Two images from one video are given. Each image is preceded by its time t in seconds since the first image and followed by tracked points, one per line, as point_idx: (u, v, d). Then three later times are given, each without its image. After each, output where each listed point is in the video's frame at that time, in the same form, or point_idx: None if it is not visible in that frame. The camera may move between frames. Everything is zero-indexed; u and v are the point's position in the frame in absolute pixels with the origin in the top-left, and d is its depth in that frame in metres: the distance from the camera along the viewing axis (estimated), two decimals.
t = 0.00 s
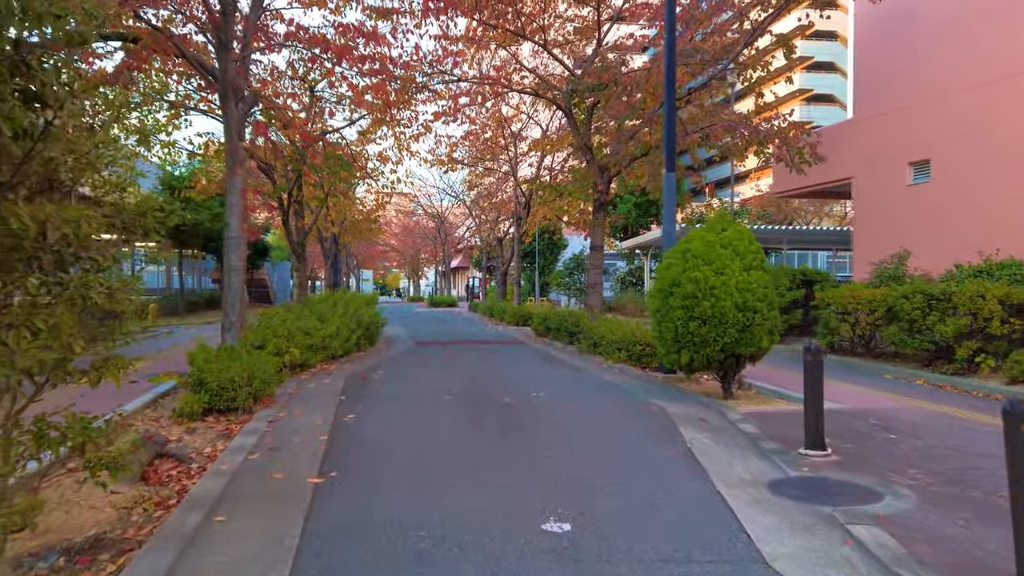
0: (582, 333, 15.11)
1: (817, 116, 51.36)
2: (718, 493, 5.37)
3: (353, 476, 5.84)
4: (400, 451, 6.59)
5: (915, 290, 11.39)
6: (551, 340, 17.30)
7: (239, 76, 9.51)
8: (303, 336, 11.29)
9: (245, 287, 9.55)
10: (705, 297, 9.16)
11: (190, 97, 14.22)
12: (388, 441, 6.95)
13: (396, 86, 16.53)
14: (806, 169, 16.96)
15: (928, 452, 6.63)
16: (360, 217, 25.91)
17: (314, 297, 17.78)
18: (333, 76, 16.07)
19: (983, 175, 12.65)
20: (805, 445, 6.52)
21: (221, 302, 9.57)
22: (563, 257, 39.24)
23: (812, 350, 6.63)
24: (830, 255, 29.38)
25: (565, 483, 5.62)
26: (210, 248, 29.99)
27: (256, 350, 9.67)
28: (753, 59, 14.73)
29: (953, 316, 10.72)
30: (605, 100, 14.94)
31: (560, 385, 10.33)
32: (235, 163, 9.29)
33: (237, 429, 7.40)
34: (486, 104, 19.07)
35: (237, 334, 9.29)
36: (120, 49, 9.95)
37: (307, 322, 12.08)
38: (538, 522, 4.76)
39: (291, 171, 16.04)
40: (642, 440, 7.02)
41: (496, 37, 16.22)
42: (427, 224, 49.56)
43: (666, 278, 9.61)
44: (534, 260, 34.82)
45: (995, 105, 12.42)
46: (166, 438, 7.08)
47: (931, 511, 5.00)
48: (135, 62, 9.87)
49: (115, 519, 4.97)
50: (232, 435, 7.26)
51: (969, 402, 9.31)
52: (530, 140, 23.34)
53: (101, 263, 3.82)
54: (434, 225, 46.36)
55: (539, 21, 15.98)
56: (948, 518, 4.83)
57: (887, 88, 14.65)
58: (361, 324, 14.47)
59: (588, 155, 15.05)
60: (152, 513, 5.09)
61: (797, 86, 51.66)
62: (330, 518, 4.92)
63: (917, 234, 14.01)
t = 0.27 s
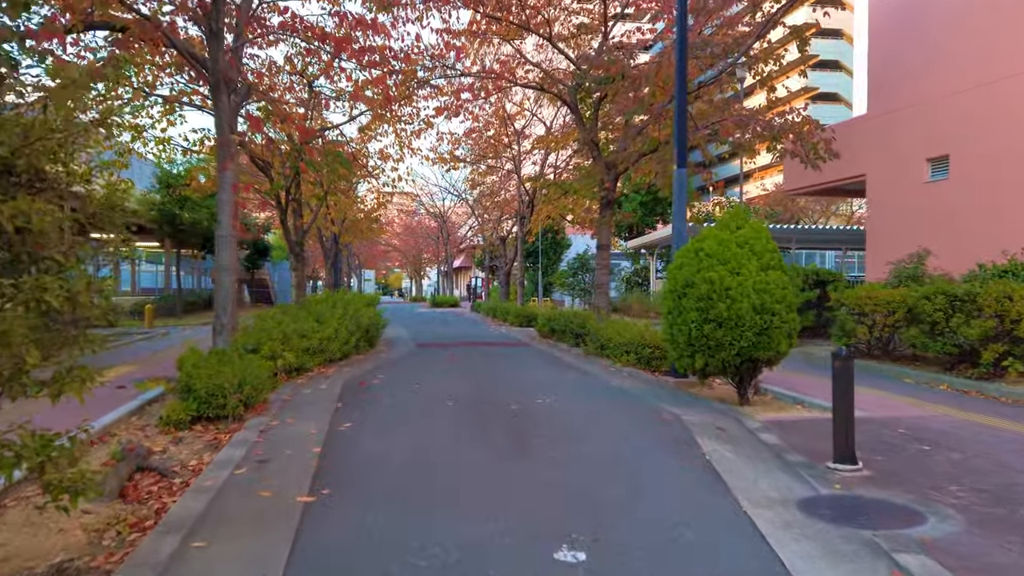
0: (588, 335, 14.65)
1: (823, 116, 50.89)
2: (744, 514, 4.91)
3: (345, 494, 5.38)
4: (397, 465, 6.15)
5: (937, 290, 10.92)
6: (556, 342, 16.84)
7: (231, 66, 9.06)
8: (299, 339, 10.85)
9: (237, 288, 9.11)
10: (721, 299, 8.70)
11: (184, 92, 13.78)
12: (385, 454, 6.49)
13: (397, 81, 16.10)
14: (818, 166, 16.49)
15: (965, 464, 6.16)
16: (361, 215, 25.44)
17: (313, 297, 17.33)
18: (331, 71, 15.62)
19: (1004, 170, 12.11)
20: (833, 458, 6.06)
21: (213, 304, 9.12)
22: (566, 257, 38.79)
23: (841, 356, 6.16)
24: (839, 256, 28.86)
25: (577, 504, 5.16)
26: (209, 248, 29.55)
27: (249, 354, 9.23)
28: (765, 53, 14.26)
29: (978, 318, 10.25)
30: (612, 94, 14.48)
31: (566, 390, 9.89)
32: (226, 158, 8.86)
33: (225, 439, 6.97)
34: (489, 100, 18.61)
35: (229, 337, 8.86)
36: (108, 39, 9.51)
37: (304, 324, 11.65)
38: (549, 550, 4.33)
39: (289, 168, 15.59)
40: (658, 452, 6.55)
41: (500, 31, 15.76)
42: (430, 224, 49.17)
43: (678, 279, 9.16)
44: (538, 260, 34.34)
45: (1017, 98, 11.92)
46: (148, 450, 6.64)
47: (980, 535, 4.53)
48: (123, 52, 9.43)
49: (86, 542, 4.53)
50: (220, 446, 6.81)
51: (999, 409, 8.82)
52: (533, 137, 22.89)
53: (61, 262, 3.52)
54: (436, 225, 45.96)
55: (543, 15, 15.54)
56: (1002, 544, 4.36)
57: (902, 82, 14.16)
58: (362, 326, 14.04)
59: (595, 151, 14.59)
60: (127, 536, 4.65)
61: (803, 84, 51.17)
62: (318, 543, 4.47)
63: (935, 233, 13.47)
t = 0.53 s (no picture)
0: (597, 336, 14.21)
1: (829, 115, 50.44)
2: (782, 537, 4.47)
3: (345, 512, 4.95)
4: (401, 478, 5.72)
5: (963, 290, 10.50)
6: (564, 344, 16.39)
7: (226, 56, 8.65)
8: (298, 342, 10.42)
9: (232, 288, 8.69)
10: (741, 300, 8.25)
11: (180, 86, 13.35)
12: (388, 466, 6.06)
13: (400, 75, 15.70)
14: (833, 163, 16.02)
15: (1013, 478, 5.72)
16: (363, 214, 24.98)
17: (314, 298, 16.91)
18: (332, 65, 15.18)
19: None
20: (872, 471, 5.61)
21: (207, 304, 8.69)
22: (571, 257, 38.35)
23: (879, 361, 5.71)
24: (848, 256, 28.42)
25: (599, 525, 4.72)
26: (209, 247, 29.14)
27: (245, 358, 8.80)
28: (779, 45, 13.80)
29: (1008, 320, 9.82)
30: (621, 88, 14.03)
31: (577, 394, 9.46)
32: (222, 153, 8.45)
33: (218, 449, 6.54)
34: (494, 96, 18.15)
35: (224, 340, 8.43)
36: (97, 28, 9.10)
37: (303, 326, 11.22)
38: None
39: (289, 165, 15.16)
40: (680, 464, 6.11)
41: (506, 24, 15.31)
42: (432, 223, 48.75)
43: (695, 279, 8.71)
44: (542, 259, 33.87)
45: None
46: (134, 462, 6.20)
47: None
48: (113, 42, 9.02)
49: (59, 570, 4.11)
50: (212, 457, 6.39)
51: None
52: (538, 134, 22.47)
53: (21, 261, 3.18)
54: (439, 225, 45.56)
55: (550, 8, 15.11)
56: None
57: (924, 75, 13.69)
58: (364, 327, 13.62)
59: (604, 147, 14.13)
60: (105, 562, 4.22)
61: (808, 83, 50.75)
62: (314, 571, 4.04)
63: (958, 231, 12.99)
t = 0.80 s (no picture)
0: (608, 338, 13.75)
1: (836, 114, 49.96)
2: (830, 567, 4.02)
3: (345, 536, 4.51)
4: (406, 495, 5.28)
5: (993, 291, 10.09)
6: (572, 345, 15.95)
7: (221, 45, 8.22)
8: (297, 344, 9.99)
9: (227, 289, 8.26)
10: (766, 302, 7.79)
11: (177, 80, 12.93)
12: (392, 481, 5.62)
13: (404, 70, 15.28)
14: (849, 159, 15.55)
15: None
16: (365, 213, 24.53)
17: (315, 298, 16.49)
18: (335, 59, 14.75)
19: None
20: (918, 489, 5.16)
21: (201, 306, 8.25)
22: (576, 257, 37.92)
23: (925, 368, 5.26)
24: (859, 255, 27.96)
25: (625, 551, 4.28)
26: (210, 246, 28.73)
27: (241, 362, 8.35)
28: (796, 37, 13.35)
29: None
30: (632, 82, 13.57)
31: (589, 399, 9.04)
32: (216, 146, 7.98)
33: (210, 462, 6.10)
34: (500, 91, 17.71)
35: (219, 344, 7.99)
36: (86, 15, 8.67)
37: (302, 328, 10.80)
38: None
39: (289, 162, 14.74)
40: (706, 479, 5.67)
41: (512, 17, 14.87)
42: (436, 223, 48.34)
43: (715, 280, 8.26)
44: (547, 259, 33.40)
45: None
46: (118, 476, 5.75)
47: None
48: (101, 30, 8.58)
49: None
50: (204, 470, 5.95)
51: None
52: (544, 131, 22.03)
53: None
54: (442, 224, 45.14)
55: None
56: None
57: (949, 67, 13.21)
58: (368, 329, 13.20)
59: (614, 143, 13.67)
60: None
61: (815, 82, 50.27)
62: None
63: (984, 229, 12.50)
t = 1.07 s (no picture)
0: (616, 341, 13.34)
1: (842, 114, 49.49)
2: None
3: (339, 564, 4.10)
4: (408, 516, 4.86)
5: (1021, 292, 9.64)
6: (578, 348, 15.53)
7: (213, 33, 7.80)
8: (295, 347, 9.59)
9: (220, 290, 7.85)
10: (788, 304, 7.36)
11: (171, 74, 12.54)
12: (392, 499, 5.20)
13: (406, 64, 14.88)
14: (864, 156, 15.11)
15: None
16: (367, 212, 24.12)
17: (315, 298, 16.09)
18: (335, 53, 14.35)
19: None
20: (966, 510, 4.73)
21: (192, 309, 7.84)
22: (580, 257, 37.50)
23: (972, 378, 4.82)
24: (869, 255, 27.49)
25: None
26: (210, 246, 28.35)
27: (235, 368, 7.95)
28: (811, 29, 12.92)
29: None
30: (642, 76, 13.15)
31: (600, 405, 8.63)
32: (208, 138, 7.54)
33: (196, 477, 5.69)
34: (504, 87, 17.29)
35: (211, 348, 7.59)
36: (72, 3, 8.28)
37: (301, 331, 10.40)
38: None
39: (288, 159, 14.34)
40: (732, 497, 5.25)
41: (518, 10, 14.46)
42: (439, 223, 47.91)
43: (734, 281, 7.84)
44: (551, 259, 32.97)
45: None
46: (98, 492, 5.34)
47: None
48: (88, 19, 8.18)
49: None
50: (190, 486, 5.54)
51: None
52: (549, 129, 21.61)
53: None
54: (445, 224, 44.72)
55: None
56: None
57: (969, 60, 12.74)
58: (369, 331, 12.80)
59: (623, 140, 13.25)
60: None
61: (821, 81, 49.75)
62: None
63: (1007, 227, 12.05)
